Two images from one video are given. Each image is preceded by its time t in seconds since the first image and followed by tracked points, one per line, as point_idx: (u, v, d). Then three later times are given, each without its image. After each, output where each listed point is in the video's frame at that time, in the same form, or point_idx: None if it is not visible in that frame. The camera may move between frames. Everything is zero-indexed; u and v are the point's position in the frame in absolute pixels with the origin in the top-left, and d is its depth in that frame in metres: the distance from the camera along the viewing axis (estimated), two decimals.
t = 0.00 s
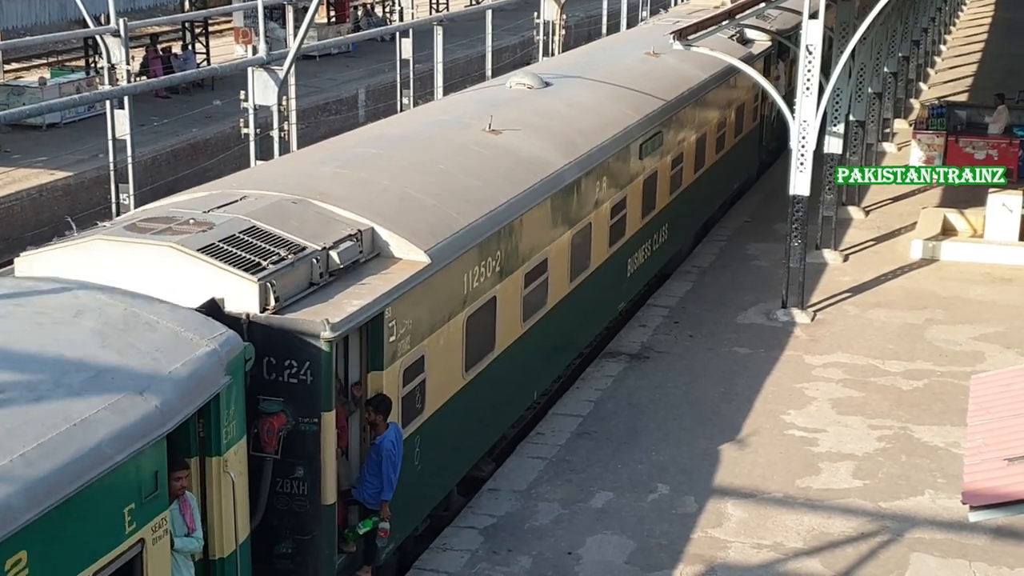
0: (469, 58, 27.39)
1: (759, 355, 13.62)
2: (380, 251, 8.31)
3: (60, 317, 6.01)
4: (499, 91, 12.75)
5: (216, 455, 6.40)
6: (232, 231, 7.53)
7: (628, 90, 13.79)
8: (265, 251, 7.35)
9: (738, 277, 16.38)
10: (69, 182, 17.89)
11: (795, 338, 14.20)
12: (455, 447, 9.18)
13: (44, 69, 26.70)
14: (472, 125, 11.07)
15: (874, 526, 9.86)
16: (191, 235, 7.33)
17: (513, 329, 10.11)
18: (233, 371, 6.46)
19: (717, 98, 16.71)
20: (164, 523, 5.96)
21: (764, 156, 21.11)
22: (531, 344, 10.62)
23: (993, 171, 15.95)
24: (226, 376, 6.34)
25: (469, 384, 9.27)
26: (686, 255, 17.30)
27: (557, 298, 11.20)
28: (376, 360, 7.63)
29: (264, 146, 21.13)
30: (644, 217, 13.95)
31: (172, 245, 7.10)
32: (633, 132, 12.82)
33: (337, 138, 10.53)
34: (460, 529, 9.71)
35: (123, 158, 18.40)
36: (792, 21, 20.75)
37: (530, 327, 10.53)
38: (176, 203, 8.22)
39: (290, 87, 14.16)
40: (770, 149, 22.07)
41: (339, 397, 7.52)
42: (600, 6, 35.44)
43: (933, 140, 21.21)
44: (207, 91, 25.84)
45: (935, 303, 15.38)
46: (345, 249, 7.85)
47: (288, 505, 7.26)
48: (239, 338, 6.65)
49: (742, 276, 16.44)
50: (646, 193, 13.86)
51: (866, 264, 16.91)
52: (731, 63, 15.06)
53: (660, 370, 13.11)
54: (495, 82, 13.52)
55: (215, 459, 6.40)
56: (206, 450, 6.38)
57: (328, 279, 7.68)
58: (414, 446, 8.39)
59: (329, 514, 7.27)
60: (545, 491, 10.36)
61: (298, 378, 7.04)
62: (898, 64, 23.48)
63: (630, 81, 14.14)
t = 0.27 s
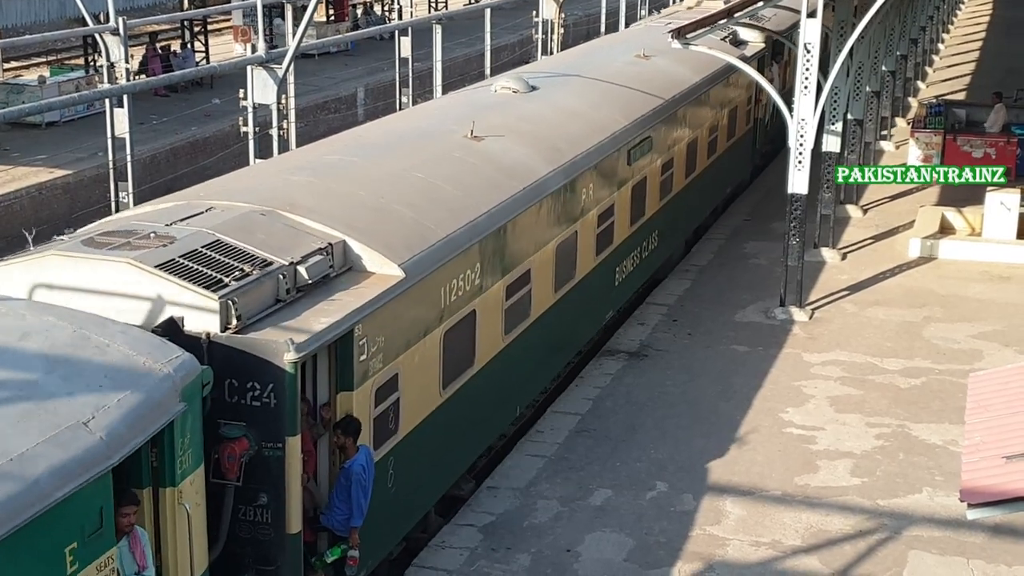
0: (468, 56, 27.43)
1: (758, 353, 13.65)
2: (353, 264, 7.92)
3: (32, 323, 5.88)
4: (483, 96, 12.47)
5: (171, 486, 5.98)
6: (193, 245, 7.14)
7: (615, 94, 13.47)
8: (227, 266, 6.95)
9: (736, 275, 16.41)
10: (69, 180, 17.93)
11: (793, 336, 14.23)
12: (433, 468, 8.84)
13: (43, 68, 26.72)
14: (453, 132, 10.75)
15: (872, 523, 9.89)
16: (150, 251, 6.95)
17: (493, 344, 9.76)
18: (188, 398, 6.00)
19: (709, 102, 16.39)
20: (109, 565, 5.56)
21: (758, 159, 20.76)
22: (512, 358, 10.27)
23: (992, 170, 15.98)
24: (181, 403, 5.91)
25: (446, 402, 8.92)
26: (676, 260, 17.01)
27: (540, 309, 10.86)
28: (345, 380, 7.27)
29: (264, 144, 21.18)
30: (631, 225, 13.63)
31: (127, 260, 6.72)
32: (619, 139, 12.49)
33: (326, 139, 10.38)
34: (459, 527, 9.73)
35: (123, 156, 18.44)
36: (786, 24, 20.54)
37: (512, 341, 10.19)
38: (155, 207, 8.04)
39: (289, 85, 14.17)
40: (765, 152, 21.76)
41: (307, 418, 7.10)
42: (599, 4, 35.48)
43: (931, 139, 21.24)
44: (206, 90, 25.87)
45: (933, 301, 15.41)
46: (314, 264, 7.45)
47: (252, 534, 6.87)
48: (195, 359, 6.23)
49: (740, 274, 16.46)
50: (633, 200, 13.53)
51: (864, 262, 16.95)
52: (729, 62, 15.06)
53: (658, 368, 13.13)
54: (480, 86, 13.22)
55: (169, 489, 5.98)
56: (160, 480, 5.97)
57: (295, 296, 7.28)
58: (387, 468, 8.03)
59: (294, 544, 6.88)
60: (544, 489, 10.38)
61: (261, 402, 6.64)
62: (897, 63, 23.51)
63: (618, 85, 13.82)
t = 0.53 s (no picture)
0: (467, 55, 27.42)
1: (756, 352, 13.65)
2: (320, 280, 7.59)
3: None
4: (468, 101, 12.17)
5: (117, 520, 5.82)
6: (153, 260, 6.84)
7: (604, 99, 13.15)
8: (186, 285, 6.65)
9: (734, 274, 16.40)
10: (67, 178, 17.91)
11: (792, 335, 14.23)
12: (410, 488, 8.56)
13: (41, 66, 26.69)
14: (434, 138, 10.45)
15: (871, 522, 9.89)
16: (104, 268, 6.65)
17: (472, 359, 9.44)
18: (135, 428, 5.82)
19: (700, 107, 16.07)
20: None
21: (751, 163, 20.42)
22: (493, 373, 9.96)
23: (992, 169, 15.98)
24: (127, 432, 5.72)
25: (422, 422, 8.61)
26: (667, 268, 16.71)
27: (523, 322, 10.53)
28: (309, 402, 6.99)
29: (262, 143, 21.17)
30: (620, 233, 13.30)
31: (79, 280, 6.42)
32: (607, 146, 12.17)
33: (315, 142, 10.27)
34: (458, 526, 9.73)
35: (121, 154, 18.43)
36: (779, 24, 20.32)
37: (492, 355, 9.87)
38: (141, 209, 7.98)
39: (287, 83, 14.15)
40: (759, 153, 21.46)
41: (271, 442, 6.81)
42: (598, 3, 35.45)
43: (929, 137, 21.25)
44: (205, 88, 25.85)
45: (931, 300, 15.41)
46: (278, 280, 7.12)
47: (210, 565, 6.59)
48: (143, 387, 5.99)
49: (739, 273, 16.46)
50: (621, 207, 13.20)
51: (863, 261, 16.95)
52: (728, 61, 15.05)
53: (657, 367, 13.13)
54: (465, 90, 12.92)
55: (115, 524, 5.82)
56: (105, 515, 5.81)
57: (258, 313, 6.96)
58: (357, 492, 7.73)
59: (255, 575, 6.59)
60: (543, 487, 10.39)
61: (218, 428, 6.36)
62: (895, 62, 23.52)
63: (607, 89, 13.49)
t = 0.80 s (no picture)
0: (464, 55, 27.44)
1: (754, 352, 13.65)
2: (284, 297, 7.19)
3: None
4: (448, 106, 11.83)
5: (54, 562, 5.31)
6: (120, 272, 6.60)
7: (589, 105, 12.79)
8: (138, 306, 6.27)
9: (731, 274, 16.40)
10: (66, 178, 17.90)
11: (790, 334, 14.23)
12: (382, 513, 8.15)
13: (39, 65, 26.70)
14: (410, 146, 10.08)
15: (868, 522, 9.89)
16: (51, 288, 6.27)
17: (448, 378, 9.02)
18: (72, 463, 5.37)
19: (690, 113, 15.74)
20: None
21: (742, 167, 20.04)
22: (471, 390, 9.54)
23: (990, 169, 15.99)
24: (64, 468, 5.29)
25: (393, 444, 8.18)
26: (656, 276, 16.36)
27: (501, 338, 10.09)
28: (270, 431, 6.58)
29: (260, 142, 21.18)
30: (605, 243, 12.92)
31: (22, 301, 6.04)
32: (591, 154, 11.81)
33: (307, 142, 10.18)
34: (455, 526, 9.72)
35: (119, 154, 18.43)
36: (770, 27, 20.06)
37: (469, 372, 9.45)
38: (133, 210, 7.94)
39: (285, 83, 14.14)
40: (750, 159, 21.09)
41: (227, 473, 6.35)
42: (596, 3, 35.49)
43: (927, 137, 21.27)
44: (203, 88, 25.85)
45: (929, 300, 15.41)
46: (237, 299, 6.73)
47: None
48: (86, 418, 5.55)
49: (737, 273, 16.46)
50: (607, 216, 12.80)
51: (861, 261, 16.95)
52: (726, 61, 15.07)
53: (655, 367, 13.13)
54: (446, 95, 12.58)
55: (52, 566, 5.31)
56: (41, 557, 5.30)
57: (215, 335, 6.58)
58: (322, 521, 7.32)
59: None
60: (540, 487, 10.38)
61: (169, 459, 5.94)
62: (892, 62, 23.54)
63: (592, 95, 13.14)
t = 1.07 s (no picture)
0: (464, 55, 27.45)
1: (754, 352, 13.64)
2: (246, 319, 6.84)
3: None
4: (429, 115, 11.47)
5: None
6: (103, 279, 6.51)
7: (576, 113, 12.40)
8: (85, 332, 5.95)
9: (731, 274, 16.40)
10: (65, 178, 17.90)
11: (790, 335, 14.22)
12: (354, 541, 7.79)
13: (39, 66, 26.71)
14: (388, 157, 9.71)
15: (868, 522, 9.89)
16: None
17: (425, 398, 8.62)
18: (5, 504, 5.09)
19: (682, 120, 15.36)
20: None
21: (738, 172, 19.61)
22: (452, 411, 9.16)
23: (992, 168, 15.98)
24: None
25: (365, 470, 7.81)
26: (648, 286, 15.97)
27: (482, 355, 9.67)
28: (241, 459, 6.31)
29: (260, 142, 21.18)
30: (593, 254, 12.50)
31: None
32: (577, 163, 11.42)
33: (291, 150, 9.94)
34: (455, 526, 9.72)
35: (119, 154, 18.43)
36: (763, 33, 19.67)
37: (449, 392, 9.06)
38: (133, 212, 7.92)
39: (285, 83, 14.11)
40: (745, 164, 20.69)
41: (182, 507, 6.05)
42: (595, 4, 35.50)
43: (927, 137, 21.27)
44: (202, 88, 25.85)
45: (930, 300, 15.39)
46: (195, 322, 6.39)
47: None
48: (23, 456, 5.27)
49: (737, 273, 16.45)
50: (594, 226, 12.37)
51: (861, 261, 16.94)
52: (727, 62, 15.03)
53: (654, 367, 13.12)
54: (427, 104, 12.23)
55: None
56: None
57: (170, 361, 6.25)
58: (286, 554, 6.96)
59: None
60: (540, 487, 10.38)
61: (116, 496, 5.65)
62: (893, 62, 23.53)
63: (579, 102, 12.76)
